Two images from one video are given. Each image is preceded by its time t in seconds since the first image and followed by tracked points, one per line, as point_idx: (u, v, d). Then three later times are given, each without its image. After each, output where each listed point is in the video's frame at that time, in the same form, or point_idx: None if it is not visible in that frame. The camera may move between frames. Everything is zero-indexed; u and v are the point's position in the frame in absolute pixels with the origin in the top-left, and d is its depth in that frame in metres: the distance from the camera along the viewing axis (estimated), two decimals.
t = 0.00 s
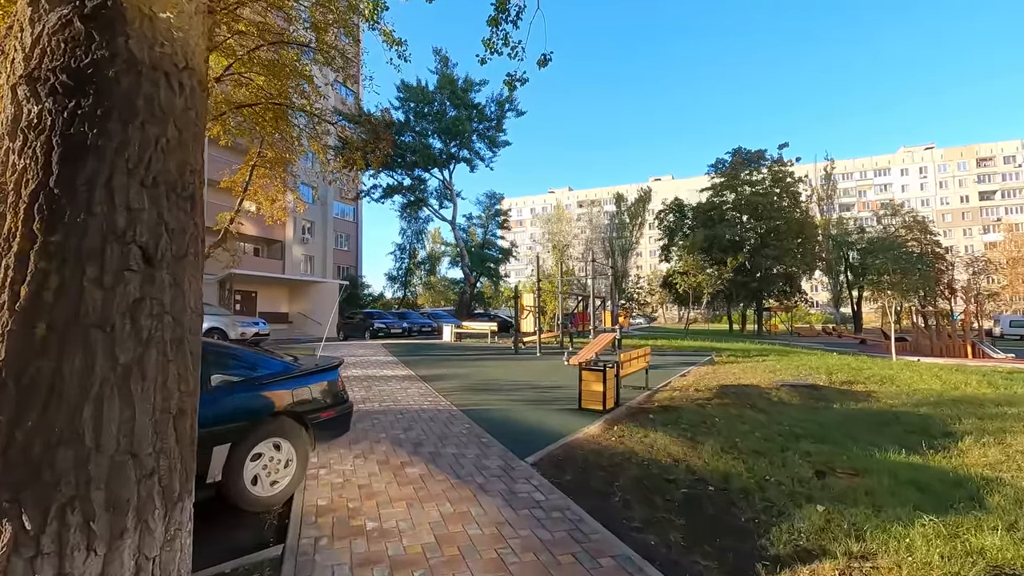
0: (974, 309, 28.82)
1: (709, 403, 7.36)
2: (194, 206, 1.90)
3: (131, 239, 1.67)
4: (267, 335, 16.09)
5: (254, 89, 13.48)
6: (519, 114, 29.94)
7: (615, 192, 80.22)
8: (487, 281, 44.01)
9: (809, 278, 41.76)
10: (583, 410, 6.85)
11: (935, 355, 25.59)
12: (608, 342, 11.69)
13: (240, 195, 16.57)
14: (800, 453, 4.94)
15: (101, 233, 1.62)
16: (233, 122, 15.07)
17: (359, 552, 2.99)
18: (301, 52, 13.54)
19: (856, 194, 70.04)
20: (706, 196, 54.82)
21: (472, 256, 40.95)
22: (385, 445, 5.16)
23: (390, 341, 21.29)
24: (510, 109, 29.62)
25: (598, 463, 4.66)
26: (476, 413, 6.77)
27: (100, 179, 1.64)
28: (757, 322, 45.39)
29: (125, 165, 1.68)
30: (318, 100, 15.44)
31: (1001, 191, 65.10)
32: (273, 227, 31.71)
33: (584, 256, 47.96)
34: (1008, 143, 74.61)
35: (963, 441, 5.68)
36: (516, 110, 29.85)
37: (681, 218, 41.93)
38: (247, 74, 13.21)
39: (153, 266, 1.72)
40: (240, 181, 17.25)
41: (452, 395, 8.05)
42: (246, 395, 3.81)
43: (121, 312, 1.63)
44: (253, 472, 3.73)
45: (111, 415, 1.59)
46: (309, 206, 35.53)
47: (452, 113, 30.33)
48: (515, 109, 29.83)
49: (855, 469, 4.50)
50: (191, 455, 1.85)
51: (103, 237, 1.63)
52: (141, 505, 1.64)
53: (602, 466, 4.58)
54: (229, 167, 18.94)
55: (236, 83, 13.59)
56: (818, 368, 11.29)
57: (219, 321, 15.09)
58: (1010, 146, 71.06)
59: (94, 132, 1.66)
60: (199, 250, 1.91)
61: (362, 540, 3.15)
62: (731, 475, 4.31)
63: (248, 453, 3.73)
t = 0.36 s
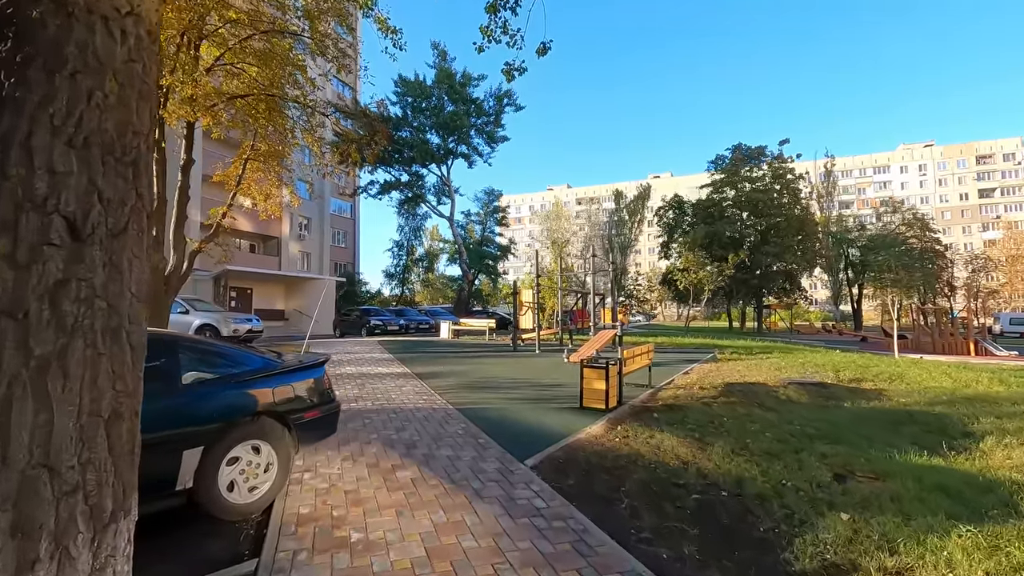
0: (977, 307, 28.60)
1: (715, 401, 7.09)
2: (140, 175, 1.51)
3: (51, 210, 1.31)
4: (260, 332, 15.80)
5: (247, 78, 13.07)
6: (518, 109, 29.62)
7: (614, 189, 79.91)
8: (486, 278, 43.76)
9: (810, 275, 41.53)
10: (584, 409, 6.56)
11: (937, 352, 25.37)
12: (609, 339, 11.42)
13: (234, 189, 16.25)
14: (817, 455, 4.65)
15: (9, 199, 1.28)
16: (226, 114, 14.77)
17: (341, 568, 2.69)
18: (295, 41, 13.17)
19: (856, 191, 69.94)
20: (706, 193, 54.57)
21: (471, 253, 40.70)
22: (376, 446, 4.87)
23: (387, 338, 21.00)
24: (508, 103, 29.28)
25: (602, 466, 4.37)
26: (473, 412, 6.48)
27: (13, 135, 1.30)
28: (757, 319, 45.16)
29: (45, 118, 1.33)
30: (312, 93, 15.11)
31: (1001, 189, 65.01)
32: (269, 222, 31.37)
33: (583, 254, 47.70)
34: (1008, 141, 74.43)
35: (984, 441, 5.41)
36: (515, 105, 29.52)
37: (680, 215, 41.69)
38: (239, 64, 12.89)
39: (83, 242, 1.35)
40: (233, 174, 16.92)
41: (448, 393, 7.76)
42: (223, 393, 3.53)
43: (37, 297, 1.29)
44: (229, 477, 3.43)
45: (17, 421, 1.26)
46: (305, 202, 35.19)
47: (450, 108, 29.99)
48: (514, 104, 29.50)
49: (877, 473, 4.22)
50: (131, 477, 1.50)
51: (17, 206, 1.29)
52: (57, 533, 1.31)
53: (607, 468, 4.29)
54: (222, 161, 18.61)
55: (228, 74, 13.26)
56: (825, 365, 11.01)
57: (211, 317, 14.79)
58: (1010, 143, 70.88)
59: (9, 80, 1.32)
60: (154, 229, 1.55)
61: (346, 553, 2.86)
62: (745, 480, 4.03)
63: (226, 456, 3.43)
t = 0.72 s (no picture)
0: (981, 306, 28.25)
1: (726, 408, 6.73)
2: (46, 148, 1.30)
3: None
4: (254, 332, 15.47)
5: (239, 71, 12.65)
6: (517, 105, 29.27)
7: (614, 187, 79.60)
8: (485, 276, 43.42)
9: (811, 273, 41.19)
10: (588, 416, 6.21)
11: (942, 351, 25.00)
12: (611, 339, 11.08)
13: (226, 186, 15.88)
14: (843, 470, 4.31)
15: None
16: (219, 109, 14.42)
17: None
18: (289, 33, 12.76)
19: (857, 189, 69.58)
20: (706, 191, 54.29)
21: (470, 251, 40.37)
22: (365, 459, 4.52)
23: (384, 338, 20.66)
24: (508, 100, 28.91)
25: (610, 482, 4.03)
26: (471, 419, 6.13)
27: None
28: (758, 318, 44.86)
29: None
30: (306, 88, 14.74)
31: (1002, 186, 64.70)
32: (265, 219, 31.01)
33: (583, 252, 47.38)
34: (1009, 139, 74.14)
35: (1016, 452, 5.06)
36: (514, 101, 29.17)
37: (681, 213, 41.35)
38: (231, 56, 12.52)
39: None
40: (226, 171, 16.55)
41: (445, 397, 7.42)
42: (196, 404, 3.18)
43: None
44: (198, 501, 3.08)
45: None
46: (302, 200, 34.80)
47: (448, 105, 29.60)
48: (514, 100, 29.13)
49: (911, 491, 3.87)
50: (33, 511, 1.27)
51: None
52: None
53: (615, 486, 3.95)
54: (215, 157, 18.25)
55: (220, 66, 12.89)
56: (835, 367, 10.67)
57: (203, 316, 14.46)
58: (1011, 141, 70.55)
59: None
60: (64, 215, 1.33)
61: None
62: (769, 501, 3.67)
63: (197, 475, 3.09)
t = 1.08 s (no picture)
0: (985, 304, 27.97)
1: (737, 410, 6.44)
2: None
3: None
4: (250, 330, 15.15)
5: (233, 62, 12.31)
6: (517, 101, 28.94)
7: (614, 184, 79.25)
8: (485, 274, 43.13)
9: (813, 271, 40.89)
10: (594, 420, 5.90)
11: (947, 350, 24.68)
12: (615, 338, 10.79)
13: (221, 182, 15.59)
14: (869, 480, 4.02)
15: None
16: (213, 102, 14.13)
17: None
18: (284, 24, 12.42)
19: (858, 187, 69.32)
20: (707, 189, 53.97)
21: (469, 249, 40.04)
22: (357, 468, 4.23)
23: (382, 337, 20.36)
24: (508, 95, 28.57)
25: (619, 494, 3.73)
26: (471, 423, 5.84)
27: None
28: (760, 316, 44.56)
29: None
30: (302, 82, 14.40)
31: (1004, 184, 64.42)
32: (263, 216, 30.70)
33: (583, 250, 47.07)
34: (1012, 137, 73.75)
35: None
36: (514, 97, 28.85)
37: (682, 210, 41.02)
38: (224, 48, 12.21)
39: None
40: (221, 166, 16.24)
41: (444, 399, 7.12)
42: (168, 414, 2.88)
43: None
44: (167, 522, 2.79)
45: None
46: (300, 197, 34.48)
47: (448, 100, 29.24)
48: (514, 96, 28.80)
49: (948, 507, 3.56)
50: None
51: None
52: None
53: (625, 499, 3.65)
54: (210, 153, 17.94)
55: (213, 58, 12.60)
56: (845, 367, 10.38)
57: (198, 314, 14.16)
58: (1013, 138, 70.20)
59: None
60: None
61: None
62: (794, 515, 3.39)
63: (170, 491, 2.79)
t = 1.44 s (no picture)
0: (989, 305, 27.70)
1: (751, 417, 6.08)
2: None
3: None
4: (243, 330, 14.72)
5: (224, 54, 11.87)
6: (517, 98, 28.55)
7: (614, 184, 78.92)
8: (483, 273, 42.80)
9: (814, 271, 40.61)
10: (600, 429, 5.53)
11: (952, 351, 24.28)
12: (617, 339, 10.46)
13: (212, 178, 15.20)
14: (908, 501, 3.66)
15: None
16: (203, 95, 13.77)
17: None
18: (276, 14, 11.98)
19: (857, 187, 69.07)
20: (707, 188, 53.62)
21: (468, 248, 39.62)
22: (344, 485, 3.85)
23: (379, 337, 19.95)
24: (507, 92, 28.19)
25: (634, 517, 3.36)
26: (469, 432, 5.46)
27: None
28: (761, 316, 44.20)
29: None
30: (296, 75, 13.98)
31: (1003, 184, 64.30)
32: (258, 214, 30.29)
33: (583, 249, 46.68)
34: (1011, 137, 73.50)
35: None
36: (513, 94, 28.44)
37: (683, 209, 40.65)
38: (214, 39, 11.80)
39: None
40: (212, 162, 15.88)
41: (441, 405, 6.74)
42: (119, 433, 2.50)
43: None
44: (119, 558, 2.42)
45: None
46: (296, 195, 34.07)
47: (446, 97, 28.86)
48: (513, 92, 28.38)
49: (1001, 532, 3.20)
50: None
51: None
52: None
53: (640, 524, 3.28)
54: (202, 149, 17.52)
55: (202, 49, 12.21)
56: (858, 370, 10.00)
57: (188, 314, 13.73)
58: (1013, 138, 70.03)
59: None
60: None
61: None
62: (832, 544, 3.01)
63: (119, 524, 2.41)
